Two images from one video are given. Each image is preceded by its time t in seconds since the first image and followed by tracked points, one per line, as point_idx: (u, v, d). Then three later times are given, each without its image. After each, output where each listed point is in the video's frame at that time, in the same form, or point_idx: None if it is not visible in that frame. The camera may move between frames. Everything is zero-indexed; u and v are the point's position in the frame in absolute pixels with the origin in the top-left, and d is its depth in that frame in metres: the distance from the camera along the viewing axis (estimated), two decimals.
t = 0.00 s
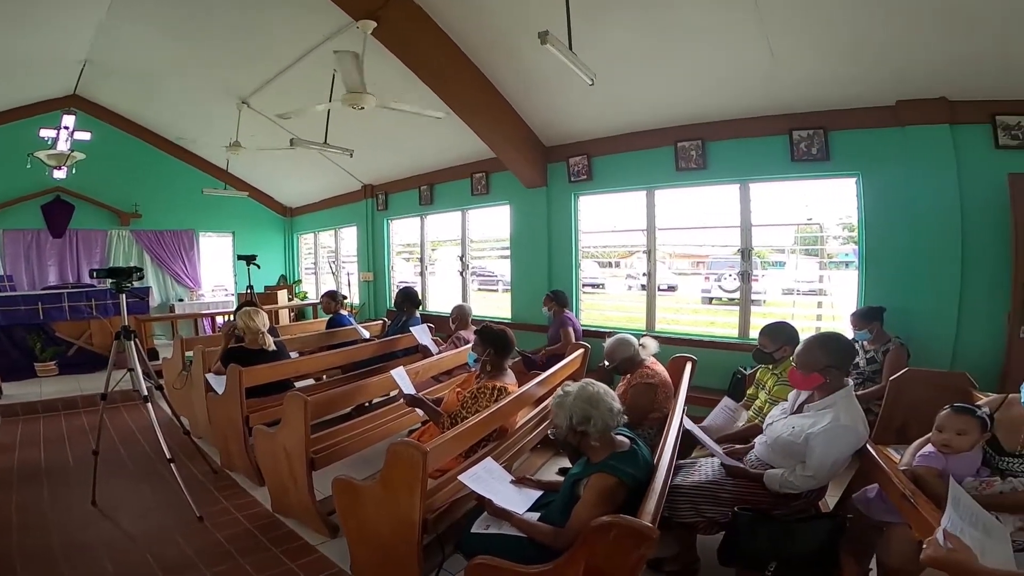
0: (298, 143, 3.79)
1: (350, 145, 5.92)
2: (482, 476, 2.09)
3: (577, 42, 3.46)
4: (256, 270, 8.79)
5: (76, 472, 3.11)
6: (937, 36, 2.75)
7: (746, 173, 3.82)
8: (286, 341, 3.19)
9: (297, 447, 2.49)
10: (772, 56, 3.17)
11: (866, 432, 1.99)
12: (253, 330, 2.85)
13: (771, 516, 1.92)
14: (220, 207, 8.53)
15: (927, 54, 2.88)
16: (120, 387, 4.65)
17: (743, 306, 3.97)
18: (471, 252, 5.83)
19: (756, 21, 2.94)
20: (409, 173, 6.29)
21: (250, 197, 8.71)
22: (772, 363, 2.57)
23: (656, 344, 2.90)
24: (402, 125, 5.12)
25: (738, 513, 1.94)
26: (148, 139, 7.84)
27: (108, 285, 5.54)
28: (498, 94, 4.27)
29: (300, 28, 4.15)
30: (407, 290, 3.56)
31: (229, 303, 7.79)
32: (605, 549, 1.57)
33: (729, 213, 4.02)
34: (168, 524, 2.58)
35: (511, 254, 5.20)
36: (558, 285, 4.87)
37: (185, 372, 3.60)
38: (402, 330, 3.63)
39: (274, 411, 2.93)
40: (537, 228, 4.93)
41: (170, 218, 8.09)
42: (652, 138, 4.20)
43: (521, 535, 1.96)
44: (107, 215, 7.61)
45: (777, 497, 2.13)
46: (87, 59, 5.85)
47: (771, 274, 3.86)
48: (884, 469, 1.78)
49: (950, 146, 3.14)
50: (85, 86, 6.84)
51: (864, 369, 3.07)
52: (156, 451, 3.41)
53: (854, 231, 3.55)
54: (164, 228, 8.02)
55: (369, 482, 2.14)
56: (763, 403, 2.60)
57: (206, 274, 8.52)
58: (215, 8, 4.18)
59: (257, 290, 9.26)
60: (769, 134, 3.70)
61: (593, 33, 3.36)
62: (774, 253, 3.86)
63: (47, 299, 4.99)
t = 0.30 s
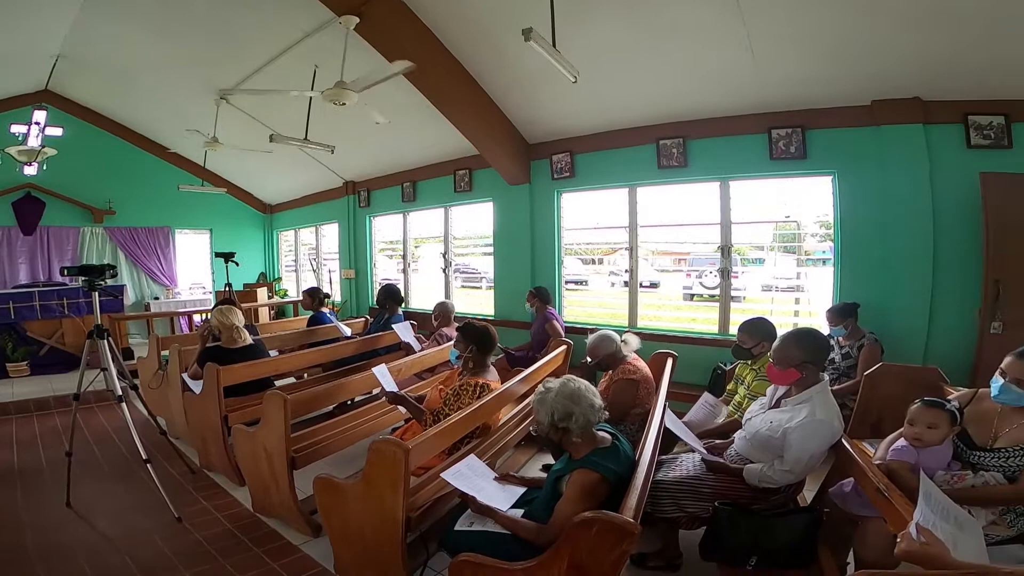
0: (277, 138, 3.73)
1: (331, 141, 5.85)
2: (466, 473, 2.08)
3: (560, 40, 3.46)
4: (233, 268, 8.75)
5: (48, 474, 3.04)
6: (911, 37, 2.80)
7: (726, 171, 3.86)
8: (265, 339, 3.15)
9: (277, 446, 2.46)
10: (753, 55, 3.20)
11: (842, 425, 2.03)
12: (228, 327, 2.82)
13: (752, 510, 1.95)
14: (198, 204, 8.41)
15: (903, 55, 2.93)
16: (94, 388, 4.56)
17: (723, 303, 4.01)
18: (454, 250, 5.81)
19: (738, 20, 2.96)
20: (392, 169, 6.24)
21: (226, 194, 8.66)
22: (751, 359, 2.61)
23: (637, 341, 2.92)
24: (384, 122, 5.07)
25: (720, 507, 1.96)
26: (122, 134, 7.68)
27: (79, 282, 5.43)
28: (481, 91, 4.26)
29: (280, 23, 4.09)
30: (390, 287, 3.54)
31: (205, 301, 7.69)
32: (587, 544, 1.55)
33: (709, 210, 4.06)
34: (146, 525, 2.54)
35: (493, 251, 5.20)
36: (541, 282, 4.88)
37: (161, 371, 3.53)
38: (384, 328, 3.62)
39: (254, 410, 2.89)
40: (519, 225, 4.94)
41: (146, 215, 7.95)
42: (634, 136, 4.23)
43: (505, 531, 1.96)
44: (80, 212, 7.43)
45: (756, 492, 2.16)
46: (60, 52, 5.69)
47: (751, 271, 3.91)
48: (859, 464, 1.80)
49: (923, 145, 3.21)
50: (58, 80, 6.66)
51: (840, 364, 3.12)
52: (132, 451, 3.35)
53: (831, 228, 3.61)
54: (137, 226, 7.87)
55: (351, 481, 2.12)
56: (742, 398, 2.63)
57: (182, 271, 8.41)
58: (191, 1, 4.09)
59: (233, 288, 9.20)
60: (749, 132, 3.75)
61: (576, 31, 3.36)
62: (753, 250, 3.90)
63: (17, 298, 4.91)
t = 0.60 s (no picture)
0: (254, 134, 3.67)
1: (310, 137, 5.78)
2: (446, 470, 2.07)
3: (542, 37, 3.45)
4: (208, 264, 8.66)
5: (15, 476, 2.95)
6: (886, 38, 2.85)
7: (705, 169, 3.89)
8: (240, 337, 3.10)
9: (254, 445, 2.42)
10: (733, 55, 3.23)
11: (817, 419, 2.06)
12: (197, 325, 2.76)
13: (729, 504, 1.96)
14: (171, 198, 8.34)
15: (879, 56, 2.98)
16: (63, 387, 4.45)
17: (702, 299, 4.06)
18: (435, 246, 5.79)
19: (718, 20, 2.99)
20: (372, 166, 6.19)
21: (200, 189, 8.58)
22: (728, 355, 2.64)
23: (617, 337, 2.94)
24: (364, 118, 5.02)
25: (697, 502, 1.98)
26: (92, 130, 7.51)
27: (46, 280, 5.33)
28: (463, 88, 4.24)
29: (258, 17, 4.02)
30: (369, 284, 3.51)
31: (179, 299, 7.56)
32: (568, 540, 1.55)
33: (688, 208, 4.10)
34: (120, 527, 2.49)
35: (474, 248, 5.19)
36: (522, 279, 4.88)
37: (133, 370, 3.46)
38: (364, 325, 3.59)
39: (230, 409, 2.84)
40: (501, 222, 4.93)
41: (117, 211, 7.79)
42: (615, 133, 4.24)
43: (485, 529, 1.95)
44: (49, 208, 7.22)
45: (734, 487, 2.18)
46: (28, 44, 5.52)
47: (730, 268, 3.95)
48: (832, 458, 1.83)
49: (895, 145, 3.28)
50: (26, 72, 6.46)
51: (814, 360, 3.18)
52: (104, 452, 3.27)
53: (807, 226, 3.67)
54: (108, 222, 7.70)
55: (329, 480, 2.09)
56: (720, 393, 2.66)
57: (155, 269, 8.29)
58: None
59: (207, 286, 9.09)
60: (728, 131, 3.79)
61: (559, 28, 3.35)
62: (731, 248, 3.95)
63: None
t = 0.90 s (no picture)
0: (227, 129, 3.60)
1: (286, 132, 5.70)
2: (425, 468, 2.05)
3: (523, 34, 3.44)
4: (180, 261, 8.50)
5: None
6: (861, 39, 2.90)
7: (683, 166, 3.93)
8: (212, 335, 3.05)
9: (228, 445, 2.38)
10: (712, 54, 3.26)
11: (791, 413, 2.09)
12: (166, 323, 2.71)
13: (706, 499, 1.98)
14: (142, 194, 8.17)
15: (854, 56, 3.03)
16: (30, 388, 4.33)
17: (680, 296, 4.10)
18: (415, 243, 5.77)
19: (697, 19, 3.01)
20: (351, 161, 6.13)
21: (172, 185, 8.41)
22: (705, 350, 2.67)
23: (596, 333, 2.95)
24: (343, 113, 4.94)
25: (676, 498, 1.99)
26: (60, 125, 7.32)
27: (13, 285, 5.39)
28: (443, 84, 4.21)
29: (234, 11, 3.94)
30: (348, 280, 3.48)
31: (150, 297, 7.33)
32: (547, 536, 1.53)
33: (666, 205, 4.13)
34: (90, 528, 2.43)
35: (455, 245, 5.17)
36: (502, 276, 4.88)
37: (102, 370, 3.38)
38: (342, 322, 3.57)
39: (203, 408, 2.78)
40: (481, 219, 4.92)
41: (86, 207, 7.60)
42: (595, 130, 4.26)
43: (464, 527, 1.95)
44: (15, 204, 7.01)
45: (711, 482, 2.21)
46: None
47: (709, 265, 3.99)
48: (806, 452, 1.85)
49: (867, 144, 3.35)
50: None
51: (789, 355, 3.23)
52: (73, 454, 3.19)
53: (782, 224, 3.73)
54: (76, 218, 7.49)
55: (306, 478, 2.06)
56: (697, 389, 2.69)
57: (127, 267, 8.10)
58: None
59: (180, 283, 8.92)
60: (706, 129, 3.82)
61: (539, 26, 3.34)
62: (709, 245, 3.99)
63: None
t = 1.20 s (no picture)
0: (199, 124, 3.51)
1: (260, 127, 5.59)
2: (403, 466, 2.02)
3: (503, 31, 3.42)
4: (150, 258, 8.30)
5: None
6: (835, 40, 2.95)
7: (660, 164, 3.96)
8: (182, 333, 2.98)
9: (200, 444, 2.33)
10: (691, 53, 3.29)
11: (763, 407, 2.12)
12: (135, 321, 2.64)
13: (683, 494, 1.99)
14: (110, 189, 7.96)
15: (828, 57, 3.08)
16: None
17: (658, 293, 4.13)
18: (393, 239, 5.73)
19: (676, 18, 3.02)
20: (328, 156, 6.06)
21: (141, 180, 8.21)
22: (681, 346, 2.69)
23: (574, 329, 2.96)
24: (320, 108, 4.87)
25: (653, 493, 2.00)
26: (23, 119, 7.07)
27: None
28: (423, 80, 4.18)
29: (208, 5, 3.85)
30: (324, 277, 3.44)
31: (119, 295, 7.13)
32: (525, 533, 1.51)
33: (643, 202, 4.17)
34: (58, 531, 2.36)
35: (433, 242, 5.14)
36: (481, 272, 4.87)
37: (68, 369, 3.29)
38: (319, 319, 3.53)
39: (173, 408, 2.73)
40: (459, 216, 4.91)
41: (51, 203, 7.38)
42: (574, 127, 4.27)
43: (442, 524, 1.93)
44: None
45: (689, 477, 2.22)
46: None
47: (686, 261, 4.04)
48: (778, 447, 1.88)
49: (837, 143, 3.42)
50: None
51: (762, 350, 3.28)
52: (38, 456, 3.10)
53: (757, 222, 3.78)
54: (40, 214, 7.24)
55: (281, 477, 2.03)
56: (674, 384, 2.71)
57: (94, 264, 7.88)
58: None
59: (150, 280, 8.72)
60: (684, 127, 3.86)
61: (519, 23, 3.33)
62: (687, 242, 4.03)
63: None
